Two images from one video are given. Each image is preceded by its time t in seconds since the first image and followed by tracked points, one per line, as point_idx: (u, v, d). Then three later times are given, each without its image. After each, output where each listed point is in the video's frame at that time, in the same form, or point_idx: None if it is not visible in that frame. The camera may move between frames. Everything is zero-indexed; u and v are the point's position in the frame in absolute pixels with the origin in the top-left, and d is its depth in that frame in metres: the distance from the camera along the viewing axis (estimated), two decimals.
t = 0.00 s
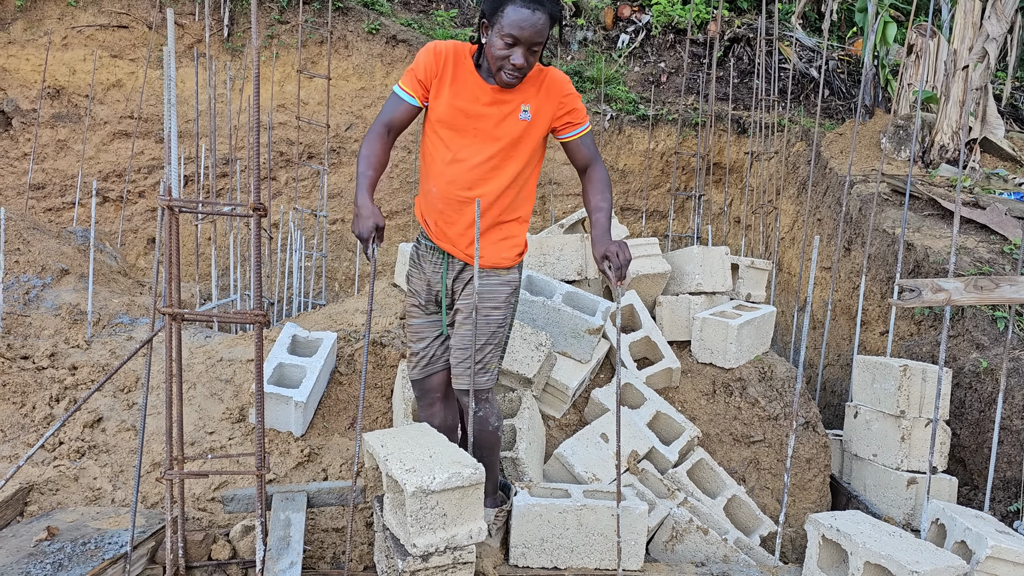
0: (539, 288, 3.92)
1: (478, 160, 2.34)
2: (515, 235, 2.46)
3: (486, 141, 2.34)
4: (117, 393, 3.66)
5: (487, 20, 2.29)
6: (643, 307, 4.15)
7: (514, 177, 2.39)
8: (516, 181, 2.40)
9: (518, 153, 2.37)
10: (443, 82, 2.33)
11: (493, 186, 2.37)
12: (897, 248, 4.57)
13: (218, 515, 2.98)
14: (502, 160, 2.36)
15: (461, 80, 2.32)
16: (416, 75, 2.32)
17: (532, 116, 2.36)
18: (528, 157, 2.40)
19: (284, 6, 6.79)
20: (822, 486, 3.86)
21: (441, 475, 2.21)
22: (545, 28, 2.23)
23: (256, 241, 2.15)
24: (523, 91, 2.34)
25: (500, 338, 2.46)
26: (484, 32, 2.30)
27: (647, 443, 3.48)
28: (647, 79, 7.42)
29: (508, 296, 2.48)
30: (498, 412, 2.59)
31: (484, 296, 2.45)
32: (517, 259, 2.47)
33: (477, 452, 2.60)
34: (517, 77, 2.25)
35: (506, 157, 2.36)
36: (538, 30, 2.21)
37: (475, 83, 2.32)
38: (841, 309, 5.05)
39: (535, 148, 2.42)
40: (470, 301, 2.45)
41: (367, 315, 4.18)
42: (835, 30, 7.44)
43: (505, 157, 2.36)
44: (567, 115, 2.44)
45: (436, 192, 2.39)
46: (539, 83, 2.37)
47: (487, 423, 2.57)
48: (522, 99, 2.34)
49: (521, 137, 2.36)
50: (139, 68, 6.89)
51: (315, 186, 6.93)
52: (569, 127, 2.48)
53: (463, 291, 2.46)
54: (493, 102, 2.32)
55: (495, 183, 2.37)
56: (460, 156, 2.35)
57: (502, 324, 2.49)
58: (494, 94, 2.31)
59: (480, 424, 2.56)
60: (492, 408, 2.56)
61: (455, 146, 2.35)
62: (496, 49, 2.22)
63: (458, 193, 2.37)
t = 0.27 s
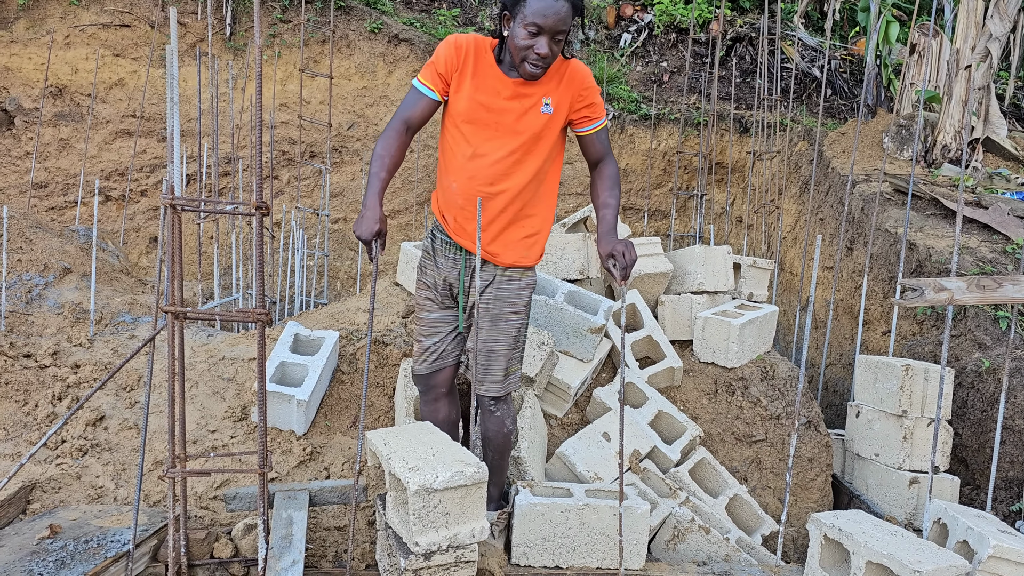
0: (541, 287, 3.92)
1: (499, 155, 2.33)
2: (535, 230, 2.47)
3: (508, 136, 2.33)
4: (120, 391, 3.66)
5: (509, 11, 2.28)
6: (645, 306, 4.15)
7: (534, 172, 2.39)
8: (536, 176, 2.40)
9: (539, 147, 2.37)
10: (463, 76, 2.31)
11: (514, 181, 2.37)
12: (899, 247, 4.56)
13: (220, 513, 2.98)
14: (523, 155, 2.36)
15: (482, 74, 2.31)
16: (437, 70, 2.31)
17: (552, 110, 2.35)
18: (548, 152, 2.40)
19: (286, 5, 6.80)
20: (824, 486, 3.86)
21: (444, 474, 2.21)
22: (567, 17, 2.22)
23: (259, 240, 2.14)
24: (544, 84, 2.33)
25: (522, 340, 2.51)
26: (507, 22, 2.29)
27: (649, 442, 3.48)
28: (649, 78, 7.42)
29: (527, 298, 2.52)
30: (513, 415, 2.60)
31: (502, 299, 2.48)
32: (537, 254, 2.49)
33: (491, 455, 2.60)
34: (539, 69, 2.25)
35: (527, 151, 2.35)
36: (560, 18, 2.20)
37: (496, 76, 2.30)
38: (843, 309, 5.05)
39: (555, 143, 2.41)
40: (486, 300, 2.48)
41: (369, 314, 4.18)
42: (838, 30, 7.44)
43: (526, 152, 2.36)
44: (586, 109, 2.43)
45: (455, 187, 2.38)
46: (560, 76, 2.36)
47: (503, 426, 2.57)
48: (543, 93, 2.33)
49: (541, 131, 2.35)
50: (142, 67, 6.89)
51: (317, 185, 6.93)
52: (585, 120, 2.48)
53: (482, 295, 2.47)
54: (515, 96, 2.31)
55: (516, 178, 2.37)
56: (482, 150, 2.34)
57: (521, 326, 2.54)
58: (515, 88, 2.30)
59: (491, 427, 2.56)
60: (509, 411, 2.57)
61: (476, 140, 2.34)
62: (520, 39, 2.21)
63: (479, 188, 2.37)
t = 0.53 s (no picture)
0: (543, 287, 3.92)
1: (506, 152, 2.33)
2: (544, 226, 2.46)
3: (514, 132, 2.32)
4: (122, 390, 3.67)
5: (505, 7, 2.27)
6: (646, 306, 4.16)
7: (542, 168, 2.38)
8: (544, 172, 2.39)
9: (545, 143, 2.35)
10: (469, 75, 2.31)
11: (521, 178, 2.36)
12: (901, 247, 4.56)
13: (222, 512, 2.98)
14: (530, 152, 2.35)
15: (487, 72, 2.30)
16: (444, 70, 2.32)
17: (558, 105, 2.32)
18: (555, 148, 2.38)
19: (287, 5, 6.80)
20: (825, 486, 3.86)
21: (446, 473, 2.21)
22: (560, 10, 2.18)
23: (260, 239, 2.14)
24: (549, 80, 2.30)
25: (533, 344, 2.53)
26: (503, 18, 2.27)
27: (650, 442, 3.48)
28: (651, 78, 7.41)
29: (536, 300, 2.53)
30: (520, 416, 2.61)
31: (512, 304, 2.48)
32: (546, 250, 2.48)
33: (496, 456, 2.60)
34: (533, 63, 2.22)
35: (533, 147, 2.34)
36: (549, 12, 2.17)
37: (501, 74, 2.30)
38: (844, 308, 5.04)
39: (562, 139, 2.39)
40: (497, 304, 2.47)
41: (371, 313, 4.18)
42: (840, 29, 7.43)
43: (532, 148, 2.34)
44: (592, 103, 2.40)
45: (463, 185, 2.39)
46: (564, 70, 2.33)
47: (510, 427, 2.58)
48: (548, 88, 2.31)
49: (547, 128, 2.33)
50: (143, 66, 6.89)
51: (318, 184, 6.94)
52: (589, 117, 2.45)
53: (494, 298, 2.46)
54: (519, 93, 2.29)
55: (523, 175, 2.36)
56: (488, 147, 2.34)
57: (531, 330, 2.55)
58: (520, 84, 2.29)
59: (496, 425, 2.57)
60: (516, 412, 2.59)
61: (483, 138, 2.34)
62: (511, 33, 2.21)
63: (486, 184, 2.36)
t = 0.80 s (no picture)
0: (544, 286, 3.91)
1: (492, 148, 2.33)
2: (534, 222, 2.47)
3: (498, 129, 2.33)
4: (123, 390, 3.67)
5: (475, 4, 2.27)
6: (647, 306, 4.15)
7: (528, 164, 2.38)
8: (530, 168, 2.39)
9: (530, 139, 2.35)
10: (451, 75, 2.33)
11: (507, 175, 2.37)
12: (902, 248, 4.56)
13: (223, 511, 2.98)
14: (514, 148, 2.34)
15: (469, 71, 2.31)
16: (427, 73, 2.35)
17: (540, 99, 2.31)
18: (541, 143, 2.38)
19: (288, 4, 6.81)
20: (826, 486, 3.85)
21: (447, 473, 2.21)
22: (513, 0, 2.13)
23: (261, 238, 2.13)
24: (529, 75, 2.29)
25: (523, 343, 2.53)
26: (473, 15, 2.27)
27: (651, 442, 3.48)
28: (652, 78, 7.41)
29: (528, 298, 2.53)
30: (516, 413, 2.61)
31: (504, 304, 2.49)
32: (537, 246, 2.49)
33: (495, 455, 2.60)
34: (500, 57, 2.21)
35: (519, 142, 2.34)
36: (499, 4, 2.13)
37: (482, 71, 2.30)
38: (845, 309, 5.04)
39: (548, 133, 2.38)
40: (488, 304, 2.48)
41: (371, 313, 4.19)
42: (841, 30, 7.44)
43: (516, 144, 2.34)
44: (575, 95, 2.37)
45: (451, 182, 2.41)
46: (545, 62, 2.31)
47: (506, 424, 2.58)
48: (528, 83, 2.30)
49: (530, 123, 2.32)
50: (144, 65, 6.89)
51: (319, 184, 6.94)
52: (574, 110, 2.41)
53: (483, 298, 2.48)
54: (500, 90, 2.30)
55: (509, 172, 2.37)
56: (474, 144, 2.35)
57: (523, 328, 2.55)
58: (500, 81, 2.29)
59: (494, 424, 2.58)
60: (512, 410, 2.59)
61: (468, 136, 2.35)
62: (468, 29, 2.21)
63: (474, 181, 2.38)
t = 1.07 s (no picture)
0: (545, 286, 3.92)
1: (444, 148, 2.34)
2: (494, 219, 2.45)
3: (448, 130, 2.34)
4: (124, 390, 3.68)
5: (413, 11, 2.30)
6: (648, 307, 4.15)
7: (481, 162, 2.37)
8: (484, 165, 2.38)
9: (480, 136, 2.35)
10: (399, 83, 2.37)
11: (462, 174, 2.37)
12: (904, 249, 4.56)
13: (224, 511, 2.99)
14: (465, 146, 2.35)
15: (415, 77, 2.35)
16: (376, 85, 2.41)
17: (485, 96, 2.31)
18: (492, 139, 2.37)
19: (290, 5, 6.82)
20: (827, 488, 3.85)
21: (448, 473, 2.21)
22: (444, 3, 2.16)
23: (262, 238, 2.13)
24: (472, 73, 2.30)
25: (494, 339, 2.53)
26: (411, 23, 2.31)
27: (652, 443, 3.47)
28: (653, 79, 7.42)
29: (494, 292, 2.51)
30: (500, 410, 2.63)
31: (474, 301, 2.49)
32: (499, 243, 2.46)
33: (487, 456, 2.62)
34: (435, 58, 2.23)
35: (471, 141, 2.35)
36: (433, 9, 2.16)
37: (428, 75, 2.33)
38: (846, 310, 5.04)
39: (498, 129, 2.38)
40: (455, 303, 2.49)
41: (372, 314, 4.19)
42: (842, 31, 7.44)
43: (467, 142, 2.35)
44: (522, 88, 2.36)
45: (410, 186, 2.41)
46: (488, 58, 2.31)
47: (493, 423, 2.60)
48: (472, 81, 2.31)
49: (478, 121, 2.33)
50: (146, 66, 6.89)
51: (321, 185, 6.95)
52: (523, 105, 2.39)
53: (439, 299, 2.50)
54: (445, 90, 2.32)
55: (463, 171, 2.37)
56: (427, 147, 2.36)
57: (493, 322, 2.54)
58: (445, 82, 2.31)
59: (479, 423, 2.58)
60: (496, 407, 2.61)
61: (420, 139, 2.37)
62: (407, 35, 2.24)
63: (431, 182, 2.38)
